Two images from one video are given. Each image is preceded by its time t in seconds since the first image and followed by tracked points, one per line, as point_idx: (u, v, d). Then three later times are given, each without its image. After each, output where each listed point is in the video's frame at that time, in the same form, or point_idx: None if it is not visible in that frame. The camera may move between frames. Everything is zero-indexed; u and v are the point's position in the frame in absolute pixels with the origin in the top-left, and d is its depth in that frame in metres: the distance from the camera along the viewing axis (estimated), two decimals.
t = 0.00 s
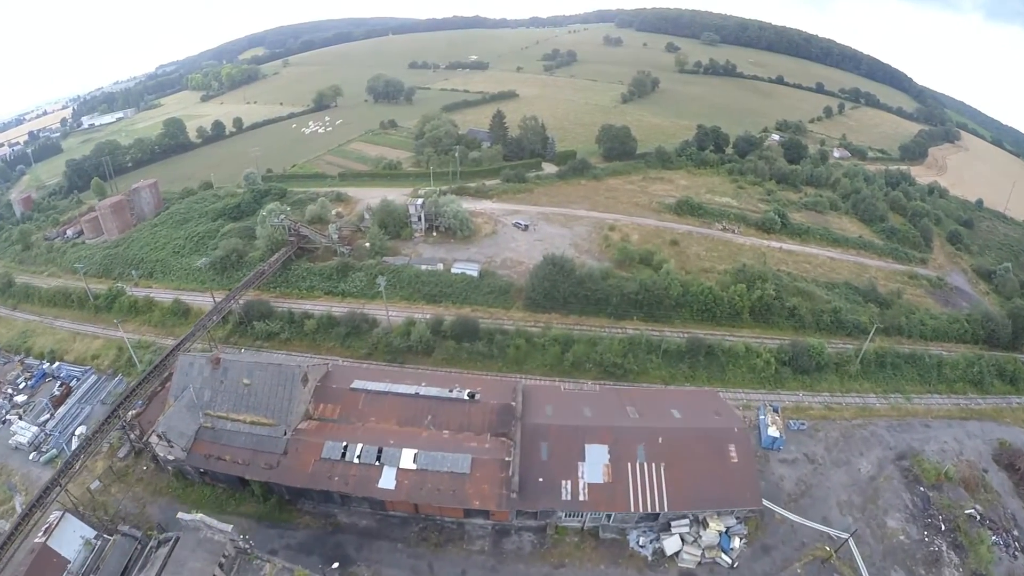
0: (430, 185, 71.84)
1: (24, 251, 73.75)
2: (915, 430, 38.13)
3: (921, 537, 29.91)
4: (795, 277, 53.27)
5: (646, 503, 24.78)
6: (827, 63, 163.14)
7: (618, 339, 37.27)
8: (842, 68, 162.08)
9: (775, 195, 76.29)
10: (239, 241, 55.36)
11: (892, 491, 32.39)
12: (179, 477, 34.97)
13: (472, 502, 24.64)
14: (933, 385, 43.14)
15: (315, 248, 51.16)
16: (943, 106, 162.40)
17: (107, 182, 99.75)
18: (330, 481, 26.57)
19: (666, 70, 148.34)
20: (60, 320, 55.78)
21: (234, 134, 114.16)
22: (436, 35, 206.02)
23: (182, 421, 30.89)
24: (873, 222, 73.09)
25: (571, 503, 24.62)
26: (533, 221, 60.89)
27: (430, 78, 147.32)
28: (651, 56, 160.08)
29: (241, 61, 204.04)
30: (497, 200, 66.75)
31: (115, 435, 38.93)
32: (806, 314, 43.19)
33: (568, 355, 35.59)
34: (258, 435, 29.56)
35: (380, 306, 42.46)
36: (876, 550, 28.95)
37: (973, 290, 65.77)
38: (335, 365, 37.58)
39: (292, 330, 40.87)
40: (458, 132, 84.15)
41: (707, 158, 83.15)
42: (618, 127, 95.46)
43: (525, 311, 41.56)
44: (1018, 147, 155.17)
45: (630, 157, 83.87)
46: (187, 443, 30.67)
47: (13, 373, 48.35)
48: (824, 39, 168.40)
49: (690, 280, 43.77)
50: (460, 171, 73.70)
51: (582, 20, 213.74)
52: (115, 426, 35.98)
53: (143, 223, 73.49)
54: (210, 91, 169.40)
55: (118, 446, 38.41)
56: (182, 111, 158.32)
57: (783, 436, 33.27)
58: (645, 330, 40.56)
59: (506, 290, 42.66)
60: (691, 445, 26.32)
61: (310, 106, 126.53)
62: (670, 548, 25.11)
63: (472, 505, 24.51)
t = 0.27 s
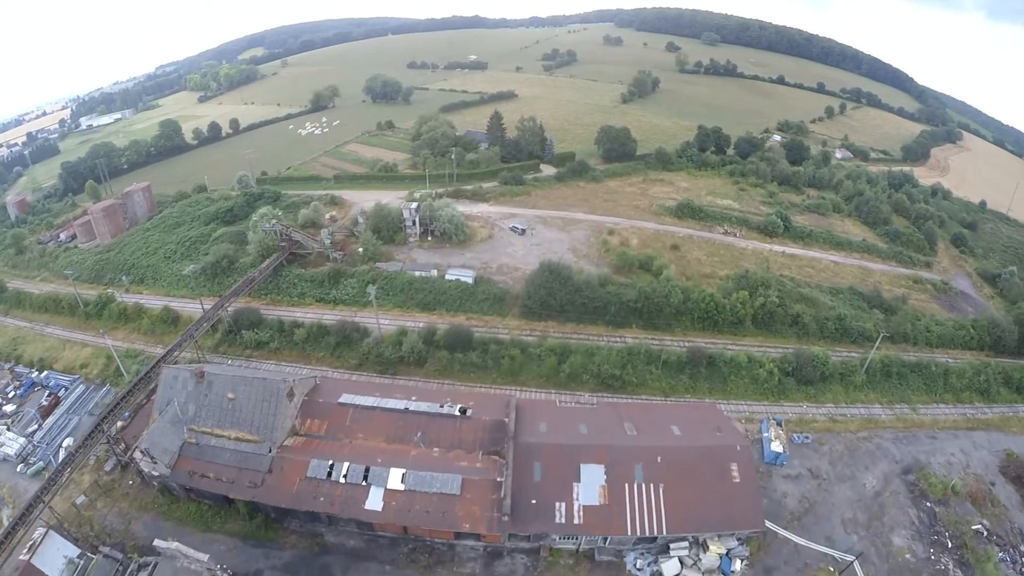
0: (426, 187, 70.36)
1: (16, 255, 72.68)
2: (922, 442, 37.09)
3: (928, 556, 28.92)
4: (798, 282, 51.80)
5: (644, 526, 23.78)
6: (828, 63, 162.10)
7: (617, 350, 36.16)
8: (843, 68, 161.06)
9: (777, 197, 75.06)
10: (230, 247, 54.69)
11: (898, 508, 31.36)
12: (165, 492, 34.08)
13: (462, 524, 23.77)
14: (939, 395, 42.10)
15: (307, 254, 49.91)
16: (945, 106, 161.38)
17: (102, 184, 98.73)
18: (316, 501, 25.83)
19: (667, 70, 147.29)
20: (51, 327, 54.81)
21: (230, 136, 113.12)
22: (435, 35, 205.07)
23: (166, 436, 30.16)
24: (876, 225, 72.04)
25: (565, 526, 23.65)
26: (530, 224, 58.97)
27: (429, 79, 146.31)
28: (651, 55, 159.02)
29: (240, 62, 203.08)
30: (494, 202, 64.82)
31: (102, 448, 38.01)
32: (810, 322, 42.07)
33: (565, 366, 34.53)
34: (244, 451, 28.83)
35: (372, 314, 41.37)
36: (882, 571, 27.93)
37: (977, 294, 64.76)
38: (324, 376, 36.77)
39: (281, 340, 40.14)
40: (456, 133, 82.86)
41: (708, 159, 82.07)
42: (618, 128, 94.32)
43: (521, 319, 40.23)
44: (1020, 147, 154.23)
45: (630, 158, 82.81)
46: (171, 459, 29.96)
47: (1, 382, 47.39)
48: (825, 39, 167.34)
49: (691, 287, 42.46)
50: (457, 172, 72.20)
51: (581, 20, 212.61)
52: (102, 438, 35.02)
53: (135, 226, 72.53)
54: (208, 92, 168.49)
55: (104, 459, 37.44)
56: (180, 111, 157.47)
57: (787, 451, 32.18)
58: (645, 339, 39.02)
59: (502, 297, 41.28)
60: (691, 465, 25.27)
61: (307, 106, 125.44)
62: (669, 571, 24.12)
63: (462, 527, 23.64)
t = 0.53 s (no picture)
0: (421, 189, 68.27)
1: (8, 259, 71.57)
2: (928, 455, 36.08)
3: None
4: (801, 288, 50.25)
5: (641, 553, 22.82)
6: (829, 62, 160.99)
7: (615, 360, 35.13)
8: (844, 68, 159.96)
9: (779, 199, 73.78)
10: (221, 253, 54.00)
11: (904, 525, 30.34)
12: (150, 509, 33.13)
13: (450, 548, 22.87)
14: (945, 406, 41.06)
15: (298, 260, 48.86)
16: (946, 106, 160.40)
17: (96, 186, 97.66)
18: (300, 523, 25.03)
19: (667, 70, 146.14)
20: (40, 334, 53.83)
21: (226, 137, 111.93)
22: (434, 35, 204.01)
23: (149, 453, 29.50)
24: (880, 228, 70.93)
25: (558, 552, 22.71)
26: (527, 228, 56.58)
27: (428, 79, 145.16)
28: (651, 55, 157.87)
29: (238, 62, 202.13)
30: (491, 205, 62.76)
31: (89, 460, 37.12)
32: (813, 330, 40.99)
33: (561, 378, 33.53)
34: (227, 470, 27.99)
35: (362, 322, 40.46)
36: None
37: (982, 298, 63.74)
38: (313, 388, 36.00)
39: (270, 349, 39.47)
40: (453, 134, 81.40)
41: (709, 161, 80.86)
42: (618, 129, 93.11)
43: (516, 328, 38.90)
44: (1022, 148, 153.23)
45: (630, 160, 81.68)
46: (154, 477, 29.33)
47: None
48: (826, 38, 166.20)
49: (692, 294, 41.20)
50: (453, 174, 70.35)
51: (581, 20, 211.46)
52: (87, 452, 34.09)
53: (127, 230, 71.55)
54: (206, 92, 167.46)
55: (90, 473, 36.51)
56: (178, 112, 156.45)
57: (790, 467, 31.12)
58: (644, 349, 37.45)
59: (498, 306, 39.99)
60: (691, 486, 24.23)
61: (304, 107, 124.24)
62: None
63: (450, 552, 22.75)
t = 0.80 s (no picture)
0: (417, 192, 66.59)
1: None
2: (935, 469, 34.99)
3: None
4: (805, 294, 48.69)
5: None
6: (831, 62, 159.77)
7: (614, 372, 34.03)
8: (846, 67, 158.75)
9: (782, 202, 72.41)
10: (212, 259, 53.29)
11: (911, 544, 29.32)
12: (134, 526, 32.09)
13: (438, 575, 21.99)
14: (952, 417, 39.97)
15: (290, 266, 47.85)
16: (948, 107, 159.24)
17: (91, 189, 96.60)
18: (284, 546, 24.26)
19: (668, 70, 144.94)
20: (30, 341, 52.86)
21: (222, 138, 110.89)
22: (434, 35, 202.90)
23: (131, 470, 29.07)
24: (884, 231, 69.78)
25: None
26: (525, 232, 54.61)
27: (427, 79, 144.00)
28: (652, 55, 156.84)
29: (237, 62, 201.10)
30: (487, 208, 61.01)
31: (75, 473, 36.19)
32: (818, 339, 39.88)
33: (556, 391, 32.47)
34: (210, 489, 27.22)
35: (352, 331, 39.64)
36: None
37: (987, 303, 62.67)
38: (301, 400, 35.39)
39: (259, 360, 38.89)
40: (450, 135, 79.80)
41: (711, 162, 79.56)
42: (618, 129, 91.85)
43: (512, 338, 37.59)
44: None
45: (630, 161, 80.39)
46: (138, 494, 28.91)
47: None
48: (827, 38, 164.96)
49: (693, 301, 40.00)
50: (449, 177, 68.74)
51: (581, 19, 210.23)
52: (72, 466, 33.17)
53: (119, 234, 70.56)
54: (205, 93, 166.48)
55: (75, 488, 35.47)
56: (176, 113, 155.40)
57: (794, 485, 30.02)
58: (644, 359, 36.16)
59: (492, 314, 38.73)
60: (690, 510, 23.19)
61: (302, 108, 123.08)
62: None
63: None
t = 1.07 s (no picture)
0: (414, 195, 64.68)
1: None
2: (943, 485, 33.86)
3: None
4: (810, 300, 47.17)
5: None
6: (833, 62, 158.40)
7: (614, 385, 33.00)
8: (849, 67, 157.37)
9: (785, 204, 70.87)
10: (203, 265, 52.59)
11: (920, 566, 28.27)
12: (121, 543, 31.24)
13: None
14: (961, 429, 38.85)
15: (282, 272, 47.00)
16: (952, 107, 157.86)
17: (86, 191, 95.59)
18: (267, 569, 23.59)
19: (670, 70, 143.63)
20: (20, 348, 51.95)
21: (219, 139, 109.77)
22: (434, 35, 201.74)
23: (115, 487, 28.52)
24: (889, 235, 68.51)
25: None
26: (523, 236, 52.50)
27: (426, 79, 142.83)
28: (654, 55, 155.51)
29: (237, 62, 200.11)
30: (485, 211, 58.70)
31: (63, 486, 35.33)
32: (824, 348, 38.77)
33: (553, 406, 31.49)
34: (193, 508, 26.72)
35: (342, 341, 38.83)
36: None
37: (994, 308, 61.51)
38: (290, 413, 34.86)
39: (248, 371, 38.32)
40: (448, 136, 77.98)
41: (713, 164, 77.99)
42: (619, 130, 90.47)
43: (508, 347, 36.38)
44: None
45: (632, 162, 78.72)
46: (121, 511, 28.37)
47: None
48: (830, 38, 163.53)
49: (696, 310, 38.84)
50: (446, 179, 66.76)
51: (583, 19, 208.90)
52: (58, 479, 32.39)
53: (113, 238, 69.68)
54: (204, 93, 165.53)
55: (61, 502, 34.52)
56: (175, 113, 154.37)
57: (799, 504, 28.95)
58: (645, 371, 34.97)
59: (488, 323, 37.50)
60: (691, 536, 22.14)
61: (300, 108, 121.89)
62: None
63: None
